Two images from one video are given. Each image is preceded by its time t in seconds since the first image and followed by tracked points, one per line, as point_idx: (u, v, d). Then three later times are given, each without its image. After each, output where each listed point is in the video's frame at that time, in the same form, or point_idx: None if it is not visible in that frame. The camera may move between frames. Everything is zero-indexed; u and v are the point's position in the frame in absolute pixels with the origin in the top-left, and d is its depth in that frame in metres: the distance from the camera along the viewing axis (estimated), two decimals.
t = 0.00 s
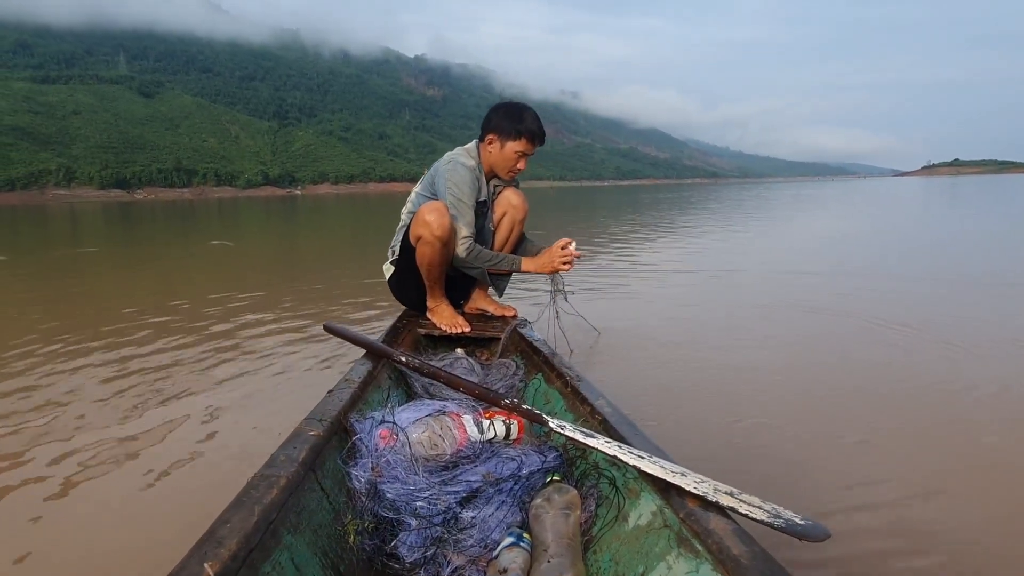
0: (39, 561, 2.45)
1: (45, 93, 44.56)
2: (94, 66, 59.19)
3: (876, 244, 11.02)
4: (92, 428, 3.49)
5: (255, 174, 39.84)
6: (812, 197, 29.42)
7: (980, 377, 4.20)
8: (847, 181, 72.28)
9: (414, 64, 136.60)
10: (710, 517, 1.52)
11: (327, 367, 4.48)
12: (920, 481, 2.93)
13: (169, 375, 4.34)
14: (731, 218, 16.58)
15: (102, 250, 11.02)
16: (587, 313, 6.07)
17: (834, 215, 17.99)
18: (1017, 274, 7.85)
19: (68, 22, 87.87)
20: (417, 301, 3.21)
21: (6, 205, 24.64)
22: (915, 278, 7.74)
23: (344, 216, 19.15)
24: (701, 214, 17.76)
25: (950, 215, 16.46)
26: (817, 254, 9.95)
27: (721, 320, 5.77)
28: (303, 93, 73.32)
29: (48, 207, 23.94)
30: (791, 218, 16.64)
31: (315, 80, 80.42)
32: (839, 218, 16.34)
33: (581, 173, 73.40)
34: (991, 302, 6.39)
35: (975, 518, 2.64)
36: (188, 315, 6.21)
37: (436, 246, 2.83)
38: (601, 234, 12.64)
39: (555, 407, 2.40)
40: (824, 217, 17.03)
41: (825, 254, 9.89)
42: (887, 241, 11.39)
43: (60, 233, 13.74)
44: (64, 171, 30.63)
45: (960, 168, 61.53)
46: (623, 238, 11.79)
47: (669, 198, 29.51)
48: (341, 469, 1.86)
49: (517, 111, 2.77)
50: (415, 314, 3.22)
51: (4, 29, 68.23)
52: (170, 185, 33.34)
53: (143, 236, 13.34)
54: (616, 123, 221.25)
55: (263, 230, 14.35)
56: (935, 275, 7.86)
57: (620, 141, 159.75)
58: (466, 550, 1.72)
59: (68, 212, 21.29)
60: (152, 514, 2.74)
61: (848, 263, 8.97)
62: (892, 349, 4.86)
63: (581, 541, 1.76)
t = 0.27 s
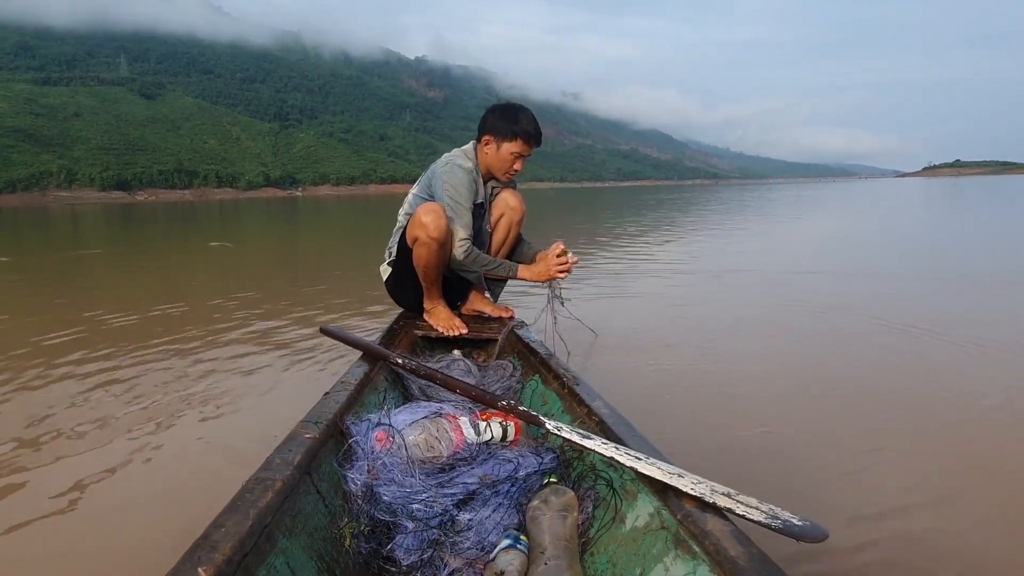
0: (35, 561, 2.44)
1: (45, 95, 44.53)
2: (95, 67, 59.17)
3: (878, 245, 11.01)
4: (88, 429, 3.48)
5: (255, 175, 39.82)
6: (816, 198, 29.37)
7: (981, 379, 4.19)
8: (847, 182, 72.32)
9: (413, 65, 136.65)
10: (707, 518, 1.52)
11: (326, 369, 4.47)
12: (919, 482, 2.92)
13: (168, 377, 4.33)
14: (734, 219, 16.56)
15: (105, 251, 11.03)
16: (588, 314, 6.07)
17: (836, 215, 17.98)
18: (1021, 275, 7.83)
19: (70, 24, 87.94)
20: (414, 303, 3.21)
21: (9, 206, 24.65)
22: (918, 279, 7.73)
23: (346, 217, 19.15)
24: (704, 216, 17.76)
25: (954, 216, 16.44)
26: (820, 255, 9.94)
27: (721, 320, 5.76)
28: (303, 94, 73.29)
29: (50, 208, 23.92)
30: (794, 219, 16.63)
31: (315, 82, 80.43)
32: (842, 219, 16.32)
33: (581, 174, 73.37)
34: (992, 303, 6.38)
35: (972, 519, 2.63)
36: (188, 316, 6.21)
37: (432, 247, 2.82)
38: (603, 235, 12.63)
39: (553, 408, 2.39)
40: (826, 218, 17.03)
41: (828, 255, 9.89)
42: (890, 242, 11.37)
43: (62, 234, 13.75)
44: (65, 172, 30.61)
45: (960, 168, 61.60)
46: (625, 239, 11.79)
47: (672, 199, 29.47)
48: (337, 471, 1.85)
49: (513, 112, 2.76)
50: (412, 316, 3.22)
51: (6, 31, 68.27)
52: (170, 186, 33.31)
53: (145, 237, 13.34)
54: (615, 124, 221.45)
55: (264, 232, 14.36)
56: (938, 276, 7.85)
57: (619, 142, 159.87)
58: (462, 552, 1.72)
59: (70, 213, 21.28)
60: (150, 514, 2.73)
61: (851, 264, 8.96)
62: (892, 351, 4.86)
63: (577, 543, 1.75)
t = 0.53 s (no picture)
0: (35, 561, 2.44)
1: (47, 95, 44.58)
2: (97, 68, 59.23)
3: (880, 245, 11.00)
4: (87, 430, 3.48)
5: (256, 176, 39.85)
6: (819, 198, 29.34)
7: (982, 379, 4.18)
8: (848, 183, 72.34)
9: (415, 65, 136.74)
10: (707, 517, 1.52)
11: (326, 368, 4.47)
12: (921, 482, 2.92)
13: (166, 377, 4.33)
14: (736, 219, 16.56)
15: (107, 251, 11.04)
16: (589, 314, 6.05)
17: (838, 215, 17.97)
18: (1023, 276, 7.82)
19: (73, 25, 88.07)
20: (412, 303, 3.21)
21: (11, 206, 24.68)
22: (920, 279, 7.72)
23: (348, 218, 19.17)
24: (706, 216, 17.75)
25: (956, 217, 16.42)
26: (822, 255, 9.93)
27: (722, 320, 5.75)
28: (305, 95, 73.36)
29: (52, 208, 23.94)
30: (796, 220, 16.62)
31: (317, 82, 80.45)
32: (845, 220, 16.30)
33: (582, 175, 73.37)
34: (994, 304, 6.37)
35: (972, 519, 2.63)
36: (189, 316, 6.21)
37: (424, 246, 2.86)
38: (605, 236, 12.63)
39: (552, 408, 2.39)
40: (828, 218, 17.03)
41: (830, 255, 9.88)
42: (893, 243, 11.36)
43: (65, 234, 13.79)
44: (67, 173, 30.64)
45: (961, 168, 61.53)
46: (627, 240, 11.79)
47: (674, 199, 29.45)
48: (337, 471, 1.85)
49: (513, 112, 2.78)
50: (411, 315, 3.21)
51: (8, 31, 68.34)
52: (172, 187, 33.34)
53: (147, 237, 13.35)
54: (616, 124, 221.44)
55: (265, 232, 14.36)
56: (940, 277, 7.84)
57: (621, 142, 159.94)
58: (462, 552, 1.71)
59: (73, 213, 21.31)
60: (150, 514, 2.73)
61: (853, 264, 8.96)
62: (894, 350, 4.85)
63: (578, 543, 1.75)
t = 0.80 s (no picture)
0: (34, 562, 2.44)
1: (49, 96, 44.63)
2: (99, 68, 59.29)
3: (882, 246, 10.98)
4: (87, 430, 3.48)
5: (258, 176, 39.89)
6: (820, 198, 29.34)
7: (983, 379, 4.18)
8: (850, 183, 72.26)
9: (417, 66, 136.82)
10: (707, 516, 1.51)
11: (326, 368, 4.47)
12: (922, 483, 2.91)
13: (167, 377, 4.34)
14: (737, 219, 16.57)
15: (108, 251, 11.06)
16: (590, 314, 6.05)
17: (840, 216, 17.94)
18: None
19: (75, 25, 88.17)
20: (411, 303, 3.21)
21: (13, 206, 24.70)
22: (921, 279, 7.72)
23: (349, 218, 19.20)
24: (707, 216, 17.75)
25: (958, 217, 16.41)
26: (823, 255, 9.94)
27: (723, 320, 5.75)
28: (306, 95, 73.43)
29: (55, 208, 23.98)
30: (797, 220, 16.63)
31: (318, 82, 80.47)
32: (846, 220, 16.30)
33: (583, 175, 73.42)
34: (996, 304, 6.36)
35: (973, 519, 2.63)
36: (190, 316, 6.22)
37: (425, 243, 2.83)
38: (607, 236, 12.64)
39: (551, 408, 2.39)
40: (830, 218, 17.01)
41: (831, 256, 9.88)
42: (894, 243, 11.36)
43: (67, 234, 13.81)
44: (69, 173, 30.68)
45: (964, 168, 61.44)
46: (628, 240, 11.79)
47: (676, 200, 29.46)
48: (336, 471, 1.84)
49: (502, 111, 2.77)
50: (410, 315, 3.22)
51: (10, 30, 68.40)
52: (173, 187, 33.38)
53: (148, 238, 13.36)
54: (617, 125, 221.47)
55: (267, 232, 14.38)
56: (941, 277, 7.84)
57: (623, 143, 159.98)
58: (462, 552, 1.71)
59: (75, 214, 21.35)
60: (151, 514, 2.74)
61: (854, 264, 8.96)
62: (896, 350, 4.84)
63: (577, 543, 1.75)
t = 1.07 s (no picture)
0: (32, 561, 2.45)
1: (51, 95, 44.70)
2: (101, 69, 59.41)
3: (883, 247, 10.97)
4: (85, 430, 3.49)
5: (260, 176, 39.94)
6: (822, 199, 29.30)
7: (984, 380, 4.17)
8: (853, 184, 72.18)
9: (418, 66, 136.94)
10: (704, 516, 1.51)
11: (325, 369, 4.47)
12: (921, 483, 2.91)
13: (166, 377, 4.35)
14: (739, 220, 16.57)
15: (110, 251, 11.07)
16: (589, 314, 6.05)
17: (842, 217, 17.92)
18: None
19: (78, 25, 88.44)
20: (411, 301, 3.21)
21: (15, 207, 24.75)
22: (923, 280, 7.71)
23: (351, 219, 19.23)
24: (709, 218, 17.74)
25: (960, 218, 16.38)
26: (824, 256, 9.93)
27: (723, 321, 5.74)
28: (308, 96, 73.49)
29: (57, 208, 24.03)
30: (799, 221, 16.61)
31: (319, 83, 80.52)
32: (848, 221, 16.29)
33: (585, 176, 73.40)
34: (997, 305, 6.35)
35: (971, 520, 2.63)
36: (190, 316, 6.23)
37: (452, 230, 2.89)
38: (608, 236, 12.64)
39: (548, 407, 2.39)
40: (831, 219, 17.00)
41: (833, 256, 9.88)
42: (896, 244, 11.35)
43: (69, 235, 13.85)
44: (71, 174, 30.74)
45: (966, 169, 61.40)
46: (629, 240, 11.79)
47: (677, 201, 29.44)
48: (333, 470, 1.85)
49: (490, 107, 2.79)
50: (408, 315, 3.22)
51: (12, 31, 68.51)
52: (175, 187, 33.45)
53: (149, 238, 13.38)
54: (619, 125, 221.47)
55: (268, 233, 14.41)
56: (942, 278, 7.83)
57: (624, 143, 159.96)
58: (459, 551, 1.71)
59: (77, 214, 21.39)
60: (148, 513, 2.74)
61: (855, 265, 8.95)
62: (896, 351, 4.84)
63: (574, 543, 1.75)
